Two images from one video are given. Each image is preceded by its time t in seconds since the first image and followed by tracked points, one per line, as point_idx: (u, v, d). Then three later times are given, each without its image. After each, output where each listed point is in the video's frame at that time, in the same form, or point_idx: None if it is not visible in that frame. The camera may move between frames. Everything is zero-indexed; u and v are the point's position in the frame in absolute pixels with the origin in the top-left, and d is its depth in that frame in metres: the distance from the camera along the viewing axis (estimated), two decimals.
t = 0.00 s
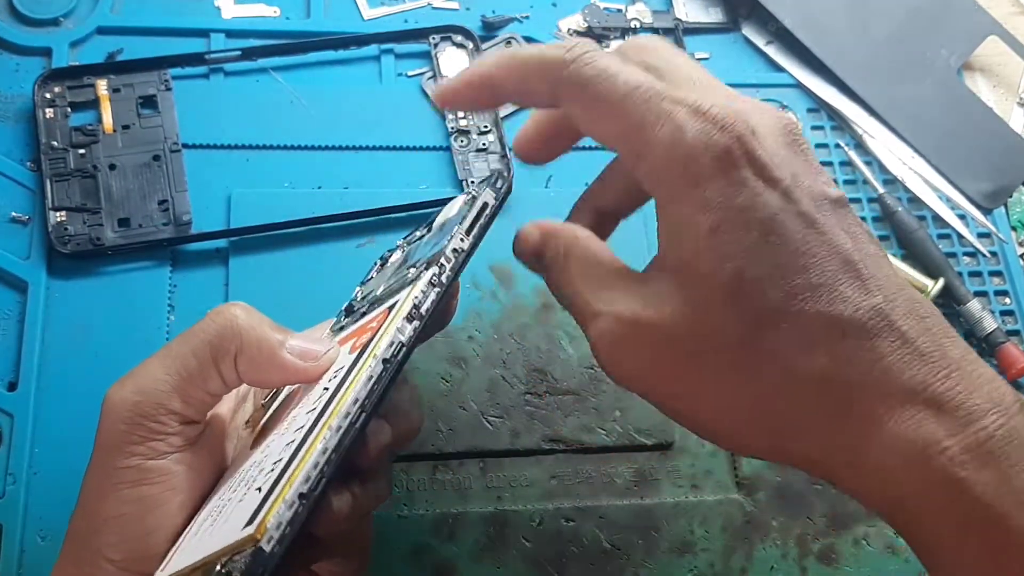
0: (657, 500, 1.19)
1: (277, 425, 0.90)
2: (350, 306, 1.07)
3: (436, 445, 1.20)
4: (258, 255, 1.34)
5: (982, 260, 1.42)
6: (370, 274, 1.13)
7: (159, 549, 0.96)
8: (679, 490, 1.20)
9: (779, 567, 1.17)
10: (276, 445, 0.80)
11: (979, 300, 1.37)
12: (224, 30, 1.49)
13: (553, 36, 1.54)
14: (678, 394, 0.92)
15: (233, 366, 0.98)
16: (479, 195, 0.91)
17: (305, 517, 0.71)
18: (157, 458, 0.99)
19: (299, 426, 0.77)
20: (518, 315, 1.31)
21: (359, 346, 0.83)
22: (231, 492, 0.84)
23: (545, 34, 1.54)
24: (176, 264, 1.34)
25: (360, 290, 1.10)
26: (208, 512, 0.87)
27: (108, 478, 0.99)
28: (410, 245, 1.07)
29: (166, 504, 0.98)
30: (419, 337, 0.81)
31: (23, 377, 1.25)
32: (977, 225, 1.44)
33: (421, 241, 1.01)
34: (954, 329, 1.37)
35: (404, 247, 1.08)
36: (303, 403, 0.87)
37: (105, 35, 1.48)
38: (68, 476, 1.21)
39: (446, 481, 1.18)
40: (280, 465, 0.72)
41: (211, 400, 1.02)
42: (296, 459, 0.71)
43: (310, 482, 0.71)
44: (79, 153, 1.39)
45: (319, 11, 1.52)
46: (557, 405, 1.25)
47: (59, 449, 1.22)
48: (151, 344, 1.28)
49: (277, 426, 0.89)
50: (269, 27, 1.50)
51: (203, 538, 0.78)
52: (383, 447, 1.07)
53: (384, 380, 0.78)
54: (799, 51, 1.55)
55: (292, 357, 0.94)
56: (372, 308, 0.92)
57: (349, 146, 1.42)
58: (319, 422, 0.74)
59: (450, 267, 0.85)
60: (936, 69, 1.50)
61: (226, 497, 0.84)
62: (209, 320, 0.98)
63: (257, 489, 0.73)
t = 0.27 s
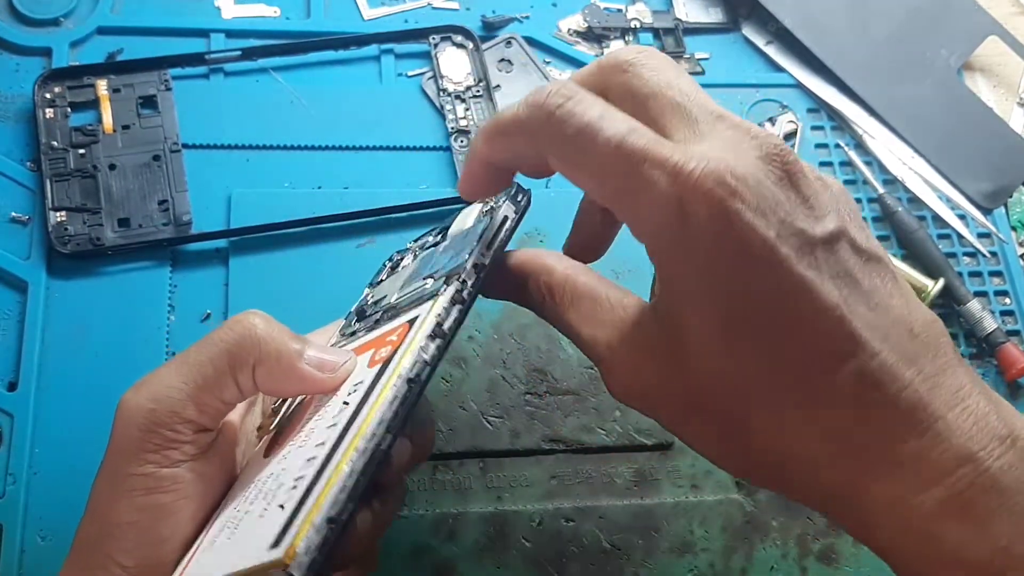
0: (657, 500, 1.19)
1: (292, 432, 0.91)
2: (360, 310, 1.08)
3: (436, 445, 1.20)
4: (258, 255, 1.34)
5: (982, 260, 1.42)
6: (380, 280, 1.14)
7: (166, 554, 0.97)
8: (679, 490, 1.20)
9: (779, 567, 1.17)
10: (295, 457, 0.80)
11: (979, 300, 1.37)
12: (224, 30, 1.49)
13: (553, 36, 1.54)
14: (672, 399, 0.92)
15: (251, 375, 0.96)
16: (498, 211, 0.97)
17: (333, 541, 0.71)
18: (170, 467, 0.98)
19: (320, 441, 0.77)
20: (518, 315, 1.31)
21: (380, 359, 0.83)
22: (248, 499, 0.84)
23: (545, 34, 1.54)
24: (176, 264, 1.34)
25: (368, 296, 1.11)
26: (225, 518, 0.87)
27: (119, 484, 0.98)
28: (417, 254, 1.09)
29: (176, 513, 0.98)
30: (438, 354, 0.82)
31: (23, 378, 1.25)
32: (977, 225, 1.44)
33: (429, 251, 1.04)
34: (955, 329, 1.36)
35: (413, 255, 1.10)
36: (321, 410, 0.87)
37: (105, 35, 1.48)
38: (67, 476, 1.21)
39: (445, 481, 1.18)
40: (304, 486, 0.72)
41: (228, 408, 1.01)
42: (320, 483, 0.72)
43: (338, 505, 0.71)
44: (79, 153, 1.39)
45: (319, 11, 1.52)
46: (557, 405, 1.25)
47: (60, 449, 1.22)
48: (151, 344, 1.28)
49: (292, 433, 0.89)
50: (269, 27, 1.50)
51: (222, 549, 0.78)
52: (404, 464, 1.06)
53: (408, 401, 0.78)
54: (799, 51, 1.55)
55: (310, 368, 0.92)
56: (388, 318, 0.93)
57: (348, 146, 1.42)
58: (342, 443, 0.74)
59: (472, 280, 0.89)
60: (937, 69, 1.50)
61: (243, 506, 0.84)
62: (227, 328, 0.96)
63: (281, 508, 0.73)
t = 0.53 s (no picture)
0: (657, 500, 1.19)
1: (314, 438, 0.91)
2: (378, 318, 1.08)
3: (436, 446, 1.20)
4: (258, 254, 1.34)
5: (981, 260, 1.42)
6: (393, 288, 1.13)
7: (165, 555, 0.97)
8: (680, 490, 1.20)
9: (778, 567, 1.17)
10: (326, 461, 0.81)
11: (980, 300, 1.37)
12: (224, 30, 1.49)
13: (553, 35, 1.54)
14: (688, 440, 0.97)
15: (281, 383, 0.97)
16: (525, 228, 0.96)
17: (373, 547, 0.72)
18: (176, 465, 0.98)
19: (356, 446, 0.78)
20: (517, 315, 1.31)
21: (414, 367, 0.83)
22: (272, 502, 0.84)
23: (546, 34, 1.54)
24: (176, 264, 1.34)
25: (384, 304, 1.11)
26: (246, 519, 0.87)
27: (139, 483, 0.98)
28: (434, 264, 1.09)
29: (194, 515, 0.98)
30: (474, 364, 0.83)
31: (23, 378, 1.25)
32: (977, 225, 1.44)
33: (450, 262, 1.04)
34: (955, 329, 1.36)
35: (427, 267, 1.10)
36: (349, 415, 0.87)
37: (105, 35, 1.48)
38: (68, 476, 1.21)
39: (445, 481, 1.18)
40: (345, 492, 0.72)
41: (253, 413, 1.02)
42: (364, 489, 0.72)
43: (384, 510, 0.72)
44: (79, 153, 1.39)
45: (319, 11, 1.52)
46: (557, 406, 1.26)
47: (60, 448, 1.22)
48: (151, 344, 1.28)
49: (317, 438, 0.90)
50: (269, 27, 1.50)
51: (250, 552, 0.78)
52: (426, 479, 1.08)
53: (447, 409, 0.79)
54: (799, 52, 1.55)
55: (340, 375, 0.92)
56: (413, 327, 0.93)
57: (348, 146, 1.42)
58: (385, 450, 0.74)
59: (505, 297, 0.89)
60: (937, 69, 1.50)
61: (266, 509, 0.84)
62: (259, 335, 0.98)
63: (320, 513, 0.73)
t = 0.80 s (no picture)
0: (658, 500, 1.19)
1: (390, 438, 0.92)
2: (395, 323, 1.09)
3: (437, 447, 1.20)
4: (258, 255, 1.34)
5: (982, 260, 1.42)
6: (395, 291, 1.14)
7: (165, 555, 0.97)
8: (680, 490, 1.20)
9: (779, 567, 1.17)
10: (430, 466, 0.87)
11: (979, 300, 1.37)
12: (224, 30, 1.49)
13: (553, 35, 1.54)
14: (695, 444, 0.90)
15: (352, 412, 0.96)
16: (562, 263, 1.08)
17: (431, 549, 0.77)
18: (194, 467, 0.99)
19: (477, 458, 0.85)
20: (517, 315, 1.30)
21: (501, 383, 0.92)
22: (368, 500, 0.86)
23: (546, 33, 1.54)
24: (176, 265, 1.34)
25: (390, 306, 1.11)
26: (334, 513, 0.87)
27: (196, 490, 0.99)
28: (444, 276, 1.14)
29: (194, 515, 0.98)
30: (564, 386, 0.93)
31: (24, 378, 1.25)
32: (977, 224, 1.44)
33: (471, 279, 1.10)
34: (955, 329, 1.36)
35: (434, 278, 1.14)
36: (435, 419, 0.92)
37: (105, 35, 1.48)
38: (68, 476, 1.21)
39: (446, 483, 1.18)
40: (489, 500, 0.82)
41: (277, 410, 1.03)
42: (517, 499, 0.81)
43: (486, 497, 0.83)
44: (80, 153, 1.39)
45: (320, 11, 1.52)
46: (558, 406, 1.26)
47: (60, 449, 1.22)
48: (152, 344, 1.28)
49: (397, 440, 0.91)
50: (269, 27, 1.50)
51: (374, 553, 0.82)
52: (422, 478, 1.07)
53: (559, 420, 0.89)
54: (800, 52, 1.55)
55: (406, 385, 0.93)
56: (469, 341, 0.98)
57: (348, 146, 1.42)
58: (522, 464, 0.84)
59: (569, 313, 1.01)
60: (937, 69, 1.50)
61: (361, 507, 0.86)
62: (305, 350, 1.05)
63: (465, 521, 0.81)
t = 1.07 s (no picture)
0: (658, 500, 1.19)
1: (402, 434, 0.94)
2: (400, 322, 1.09)
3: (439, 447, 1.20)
4: (258, 254, 1.34)
5: (981, 260, 1.42)
6: (398, 291, 1.15)
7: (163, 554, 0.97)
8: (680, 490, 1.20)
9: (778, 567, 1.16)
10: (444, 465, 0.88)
11: (980, 300, 1.37)
12: (224, 30, 1.49)
13: (553, 35, 1.54)
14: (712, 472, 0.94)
15: (365, 412, 0.95)
16: (568, 271, 1.09)
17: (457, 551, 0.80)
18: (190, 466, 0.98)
19: (488, 459, 0.87)
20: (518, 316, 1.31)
21: (512, 386, 0.94)
22: (380, 496, 0.87)
23: (546, 34, 1.54)
24: (176, 265, 1.34)
25: (394, 305, 1.12)
26: (345, 508, 0.88)
27: (197, 494, 0.95)
28: (448, 280, 1.14)
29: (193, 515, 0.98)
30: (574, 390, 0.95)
31: (23, 378, 1.25)
32: (977, 224, 1.44)
33: (478, 283, 1.11)
34: (955, 329, 1.36)
35: (436, 280, 1.14)
36: (448, 417, 0.93)
37: (105, 35, 1.48)
38: (67, 476, 1.21)
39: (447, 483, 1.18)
40: (504, 502, 0.84)
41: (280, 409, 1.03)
42: (534, 501, 0.84)
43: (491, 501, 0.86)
44: (80, 153, 1.39)
45: (319, 11, 1.52)
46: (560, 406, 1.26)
47: (59, 449, 1.22)
48: (152, 344, 1.28)
49: (408, 435, 0.93)
50: (269, 27, 1.50)
51: (389, 549, 0.83)
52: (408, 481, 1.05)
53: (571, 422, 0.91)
54: (800, 52, 1.55)
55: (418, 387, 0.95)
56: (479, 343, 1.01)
57: (348, 146, 1.42)
58: (538, 466, 0.86)
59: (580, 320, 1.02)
60: (937, 69, 1.50)
61: (374, 502, 0.87)
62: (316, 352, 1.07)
63: (480, 519, 0.83)
